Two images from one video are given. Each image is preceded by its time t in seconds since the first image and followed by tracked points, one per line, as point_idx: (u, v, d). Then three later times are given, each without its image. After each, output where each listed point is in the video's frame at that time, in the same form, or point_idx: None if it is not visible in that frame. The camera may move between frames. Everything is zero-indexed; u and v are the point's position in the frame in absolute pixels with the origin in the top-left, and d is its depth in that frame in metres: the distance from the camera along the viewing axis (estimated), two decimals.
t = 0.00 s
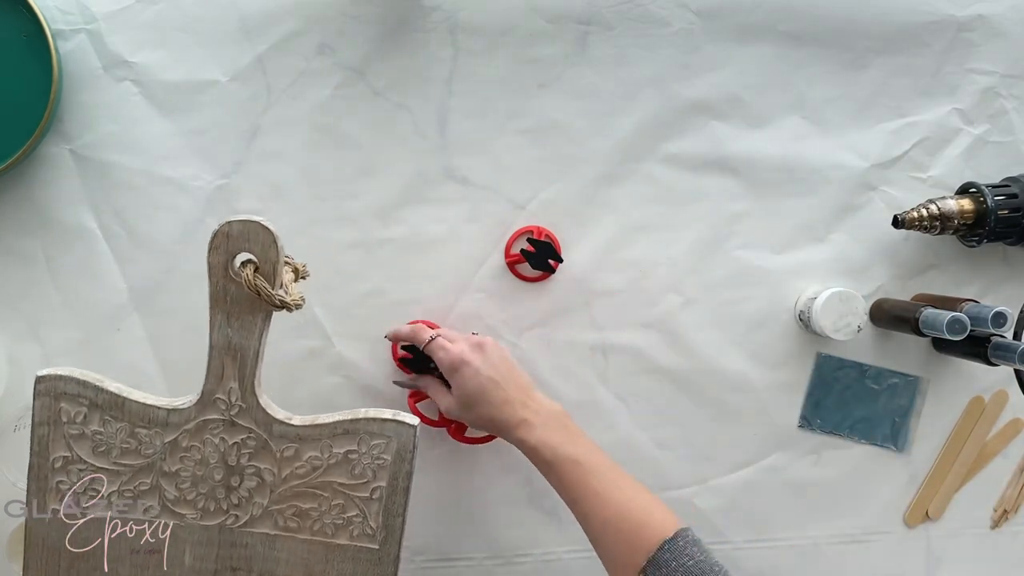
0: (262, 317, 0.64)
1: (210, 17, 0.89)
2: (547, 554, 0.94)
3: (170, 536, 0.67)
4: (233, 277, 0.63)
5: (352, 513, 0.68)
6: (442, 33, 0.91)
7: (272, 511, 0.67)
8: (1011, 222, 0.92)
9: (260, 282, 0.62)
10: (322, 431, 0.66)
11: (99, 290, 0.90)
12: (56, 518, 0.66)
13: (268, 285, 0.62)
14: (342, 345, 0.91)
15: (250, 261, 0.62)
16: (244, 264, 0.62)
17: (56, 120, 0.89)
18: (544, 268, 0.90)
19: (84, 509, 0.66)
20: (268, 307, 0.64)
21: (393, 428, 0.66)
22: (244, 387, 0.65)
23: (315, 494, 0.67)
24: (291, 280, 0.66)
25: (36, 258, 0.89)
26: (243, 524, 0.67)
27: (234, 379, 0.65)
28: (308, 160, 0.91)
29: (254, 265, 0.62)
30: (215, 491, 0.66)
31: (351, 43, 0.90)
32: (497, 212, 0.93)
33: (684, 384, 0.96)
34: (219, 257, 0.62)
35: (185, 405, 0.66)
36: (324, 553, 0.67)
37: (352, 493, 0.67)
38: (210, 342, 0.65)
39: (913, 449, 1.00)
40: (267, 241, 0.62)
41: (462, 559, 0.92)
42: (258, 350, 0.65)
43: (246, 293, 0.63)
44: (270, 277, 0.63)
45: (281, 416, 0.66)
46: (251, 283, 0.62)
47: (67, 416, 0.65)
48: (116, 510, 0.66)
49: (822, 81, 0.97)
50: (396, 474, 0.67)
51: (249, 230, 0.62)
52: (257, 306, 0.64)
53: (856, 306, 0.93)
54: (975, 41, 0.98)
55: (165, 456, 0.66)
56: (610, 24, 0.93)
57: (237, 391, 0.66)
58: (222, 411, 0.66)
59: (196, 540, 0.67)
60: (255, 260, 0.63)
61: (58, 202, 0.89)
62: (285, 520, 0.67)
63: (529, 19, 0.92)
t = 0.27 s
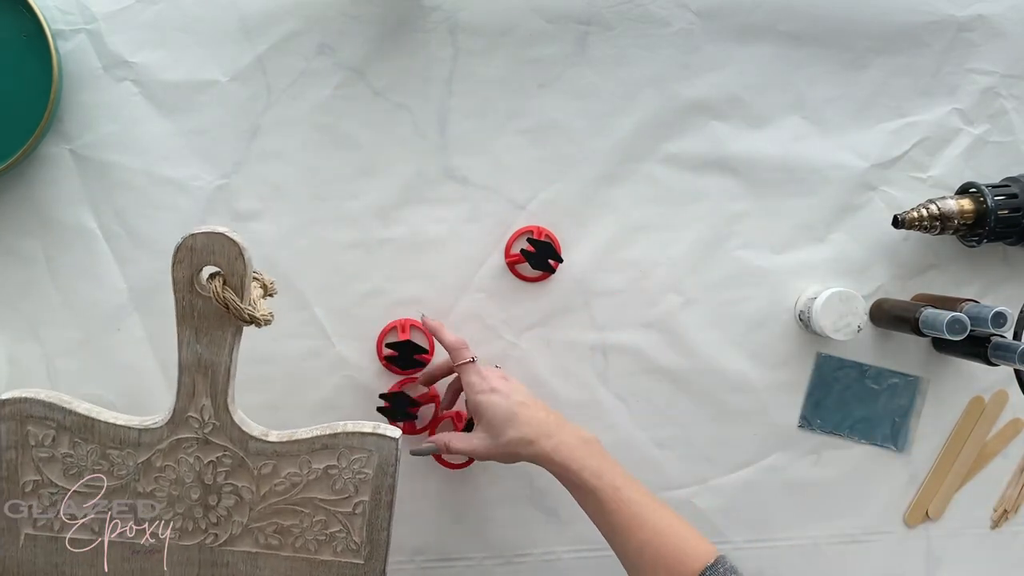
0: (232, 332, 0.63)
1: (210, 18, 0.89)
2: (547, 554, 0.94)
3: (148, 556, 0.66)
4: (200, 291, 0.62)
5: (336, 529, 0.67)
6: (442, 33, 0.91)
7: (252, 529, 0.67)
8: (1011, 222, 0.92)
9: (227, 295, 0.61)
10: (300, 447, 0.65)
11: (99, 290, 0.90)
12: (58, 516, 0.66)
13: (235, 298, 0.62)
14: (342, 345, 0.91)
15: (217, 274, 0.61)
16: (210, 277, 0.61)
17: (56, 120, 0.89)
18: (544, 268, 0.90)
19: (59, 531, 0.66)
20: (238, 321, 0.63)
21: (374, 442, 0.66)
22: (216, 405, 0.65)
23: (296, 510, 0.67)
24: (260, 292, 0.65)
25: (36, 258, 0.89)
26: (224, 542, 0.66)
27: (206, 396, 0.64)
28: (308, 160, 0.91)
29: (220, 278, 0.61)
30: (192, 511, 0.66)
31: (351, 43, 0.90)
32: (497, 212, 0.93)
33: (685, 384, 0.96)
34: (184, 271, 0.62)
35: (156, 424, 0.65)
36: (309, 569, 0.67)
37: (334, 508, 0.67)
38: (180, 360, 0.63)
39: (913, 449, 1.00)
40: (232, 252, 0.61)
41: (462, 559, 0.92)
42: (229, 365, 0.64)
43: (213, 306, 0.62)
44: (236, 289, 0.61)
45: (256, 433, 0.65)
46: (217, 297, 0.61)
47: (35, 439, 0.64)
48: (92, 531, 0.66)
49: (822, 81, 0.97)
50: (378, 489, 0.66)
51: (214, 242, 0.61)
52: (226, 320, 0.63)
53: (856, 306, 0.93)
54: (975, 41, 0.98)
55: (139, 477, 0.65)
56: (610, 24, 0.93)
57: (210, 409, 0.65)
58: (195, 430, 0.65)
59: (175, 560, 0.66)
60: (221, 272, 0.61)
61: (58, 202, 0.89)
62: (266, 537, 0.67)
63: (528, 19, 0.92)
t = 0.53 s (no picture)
0: (240, 323, 0.62)
1: (210, 18, 0.89)
2: (547, 553, 0.94)
3: (152, 548, 0.66)
4: (208, 280, 0.61)
5: (344, 524, 0.66)
6: (442, 33, 0.91)
7: (259, 523, 0.66)
8: (1011, 222, 0.92)
9: (236, 283, 0.60)
10: (309, 441, 0.65)
11: (99, 290, 0.90)
12: (57, 517, 0.65)
13: (244, 288, 0.61)
14: (342, 345, 0.91)
15: (226, 262, 0.60)
16: (218, 266, 0.61)
17: (56, 120, 0.89)
18: (544, 268, 0.90)
19: (62, 521, 0.65)
20: (246, 312, 0.62)
21: (385, 437, 0.65)
22: (224, 396, 0.64)
23: (304, 505, 0.66)
24: (268, 281, 0.64)
25: (35, 258, 0.89)
26: (229, 536, 0.66)
27: (213, 387, 0.64)
28: (308, 160, 0.91)
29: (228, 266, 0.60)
30: (198, 503, 0.65)
31: (351, 43, 0.90)
32: (497, 212, 0.93)
33: (685, 384, 0.96)
34: (191, 259, 0.61)
35: (162, 414, 0.64)
36: (316, 565, 0.67)
37: (342, 504, 0.66)
38: (186, 350, 0.63)
39: (913, 449, 1.00)
40: (241, 239, 0.60)
41: (462, 558, 0.92)
42: (236, 356, 0.63)
43: (221, 296, 0.61)
44: (245, 278, 0.60)
45: (264, 426, 0.64)
46: (226, 286, 0.60)
47: (38, 428, 0.64)
48: (96, 521, 0.66)
49: (822, 81, 0.97)
50: (388, 485, 0.66)
51: (222, 229, 0.60)
52: (234, 310, 0.62)
53: (856, 306, 0.93)
54: (975, 41, 0.98)
55: (144, 468, 0.65)
56: (610, 24, 0.93)
57: (218, 400, 0.64)
58: (202, 421, 0.64)
59: (180, 552, 0.66)
60: (230, 260, 0.60)
61: (58, 202, 0.89)
62: (274, 531, 0.66)
63: (528, 19, 0.92)
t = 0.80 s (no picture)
0: (287, 306, 0.62)
1: (210, 17, 0.89)
2: (547, 553, 0.94)
3: (182, 529, 0.66)
4: (258, 261, 0.61)
5: (378, 516, 0.66)
6: (442, 33, 0.91)
7: (291, 510, 0.65)
8: (1011, 222, 0.92)
9: (288, 267, 0.60)
10: (348, 429, 0.64)
11: (99, 289, 0.90)
12: (58, 516, 0.65)
13: (296, 271, 0.60)
14: (342, 345, 0.91)
15: (278, 245, 0.60)
16: (270, 248, 0.60)
17: (56, 120, 0.89)
18: (544, 268, 0.90)
19: (93, 497, 0.65)
20: (293, 296, 0.62)
21: (425, 430, 0.64)
22: (265, 379, 0.63)
23: (339, 494, 0.65)
24: (316, 266, 0.64)
25: (35, 258, 0.89)
26: (261, 521, 0.65)
27: (255, 370, 0.63)
28: (308, 160, 0.91)
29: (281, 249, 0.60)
30: (231, 486, 0.65)
31: (351, 43, 0.90)
32: (497, 212, 0.93)
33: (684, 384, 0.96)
34: (242, 238, 0.60)
35: (201, 395, 0.63)
36: (346, 555, 0.66)
37: (377, 495, 0.65)
38: (231, 331, 0.62)
39: (913, 449, 1.00)
40: (295, 222, 0.59)
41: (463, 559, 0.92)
42: (282, 340, 0.62)
43: (271, 278, 0.61)
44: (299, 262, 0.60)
45: (303, 411, 0.64)
46: (279, 268, 0.60)
47: (74, 401, 0.63)
48: (126, 499, 0.65)
49: (822, 81, 0.97)
50: (424, 478, 0.65)
51: (277, 210, 0.60)
52: (282, 294, 0.62)
53: (856, 306, 0.93)
54: (975, 41, 0.98)
55: (178, 448, 0.64)
56: (610, 25, 0.93)
57: (259, 384, 0.63)
58: (241, 404, 0.64)
59: (210, 534, 0.66)
60: (282, 243, 0.60)
61: (58, 202, 0.89)
62: (305, 518, 0.66)
63: (528, 19, 0.92)
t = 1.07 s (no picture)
0: (347, 289, 0.63)
1: (210, 17, 0.89)
2: (547, 554, 0.94)
3: (220, 503, 0.65)
4: (323, 242, 0.61)
5: (417, 503, 0.65)
6: (442, 33, 0.91)
7: (332, 490, 0.65)
8: (1012, 222, 0.92)
9: (354, 248, 0.60)
10: (396, 414, 0.64)
11: (99, 289, 0.90)
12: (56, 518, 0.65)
13: (359, 253, 0.61)
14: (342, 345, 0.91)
15: (344, 227, 0.61)
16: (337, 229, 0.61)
17: (56, 120, 0.89)
18: (544, 268, 0.90)
19: (135, 463, 0.64)
20: (353, 279, 0.62)
21: (473, 422, 0.64)
22: (320, 360, 0.63)
23: (380, 478, 0.65)
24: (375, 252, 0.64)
25: (35, 258, 0.89)
26: (300, 500, 0.65)
27: (310, 348, 0.63)
28: (308, 160, 0.91)
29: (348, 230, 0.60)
30: (275, 463, 0.64)
31: (351, 43, 0.90)
32: (496, 212, 0.93)
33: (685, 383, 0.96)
34: (309, 219, 0.61)
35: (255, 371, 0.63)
36: (381, 541, 0.65)
37: (419, 482, 0.65)
38: (289, 309, 0.62)
39: (913, 449, 1.00)
40: (364, 206, 0.60)
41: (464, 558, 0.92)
42: (339, 322, 0.63)
43: (335, 259, 0.62)
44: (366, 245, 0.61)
45: (354, 394, 0.64)
46: (345, 249, 0.60)
47: (126, 365, 0.63)
48: (167, 469, 0.64)
49: (822, 81, 0.97)
50: (467, 468, 0.65)
51: (348, 194, 0.61)
52: (344, 276, 0.62)
53: (856, 306, 0.93)
54: (975, 41, 0.98)
55: (226, 421, 0.64)
56: (610, 24, 0.93)
57: (312, 364, 0.63)
58: (292, 382, 0.64)
59: (249, 509, 0.65)
60: (349, 225, 0.61)
61: (58, 202, 0.89)
62: (345, 500, 0.65)
63: (528, 19, 0.92)
